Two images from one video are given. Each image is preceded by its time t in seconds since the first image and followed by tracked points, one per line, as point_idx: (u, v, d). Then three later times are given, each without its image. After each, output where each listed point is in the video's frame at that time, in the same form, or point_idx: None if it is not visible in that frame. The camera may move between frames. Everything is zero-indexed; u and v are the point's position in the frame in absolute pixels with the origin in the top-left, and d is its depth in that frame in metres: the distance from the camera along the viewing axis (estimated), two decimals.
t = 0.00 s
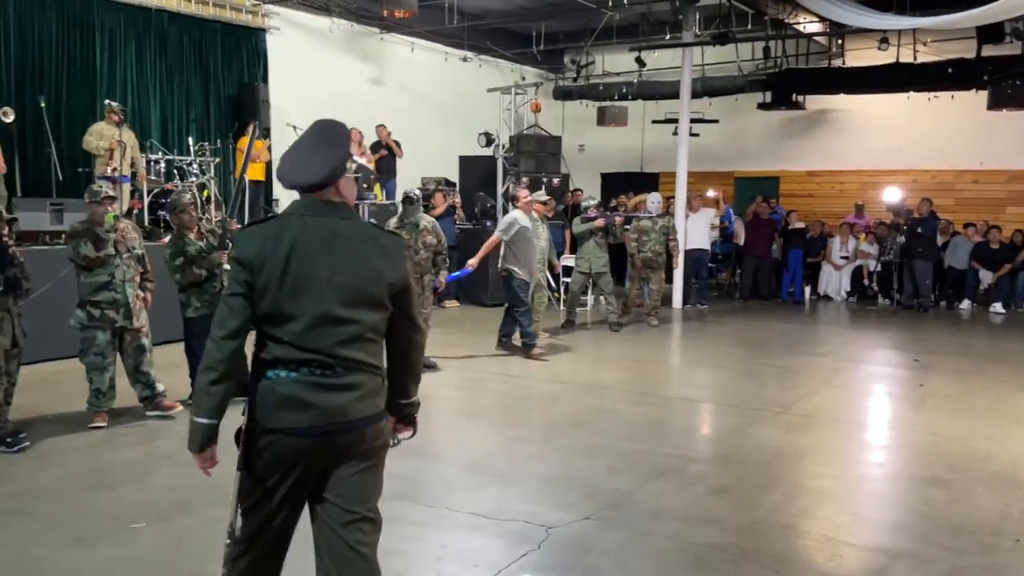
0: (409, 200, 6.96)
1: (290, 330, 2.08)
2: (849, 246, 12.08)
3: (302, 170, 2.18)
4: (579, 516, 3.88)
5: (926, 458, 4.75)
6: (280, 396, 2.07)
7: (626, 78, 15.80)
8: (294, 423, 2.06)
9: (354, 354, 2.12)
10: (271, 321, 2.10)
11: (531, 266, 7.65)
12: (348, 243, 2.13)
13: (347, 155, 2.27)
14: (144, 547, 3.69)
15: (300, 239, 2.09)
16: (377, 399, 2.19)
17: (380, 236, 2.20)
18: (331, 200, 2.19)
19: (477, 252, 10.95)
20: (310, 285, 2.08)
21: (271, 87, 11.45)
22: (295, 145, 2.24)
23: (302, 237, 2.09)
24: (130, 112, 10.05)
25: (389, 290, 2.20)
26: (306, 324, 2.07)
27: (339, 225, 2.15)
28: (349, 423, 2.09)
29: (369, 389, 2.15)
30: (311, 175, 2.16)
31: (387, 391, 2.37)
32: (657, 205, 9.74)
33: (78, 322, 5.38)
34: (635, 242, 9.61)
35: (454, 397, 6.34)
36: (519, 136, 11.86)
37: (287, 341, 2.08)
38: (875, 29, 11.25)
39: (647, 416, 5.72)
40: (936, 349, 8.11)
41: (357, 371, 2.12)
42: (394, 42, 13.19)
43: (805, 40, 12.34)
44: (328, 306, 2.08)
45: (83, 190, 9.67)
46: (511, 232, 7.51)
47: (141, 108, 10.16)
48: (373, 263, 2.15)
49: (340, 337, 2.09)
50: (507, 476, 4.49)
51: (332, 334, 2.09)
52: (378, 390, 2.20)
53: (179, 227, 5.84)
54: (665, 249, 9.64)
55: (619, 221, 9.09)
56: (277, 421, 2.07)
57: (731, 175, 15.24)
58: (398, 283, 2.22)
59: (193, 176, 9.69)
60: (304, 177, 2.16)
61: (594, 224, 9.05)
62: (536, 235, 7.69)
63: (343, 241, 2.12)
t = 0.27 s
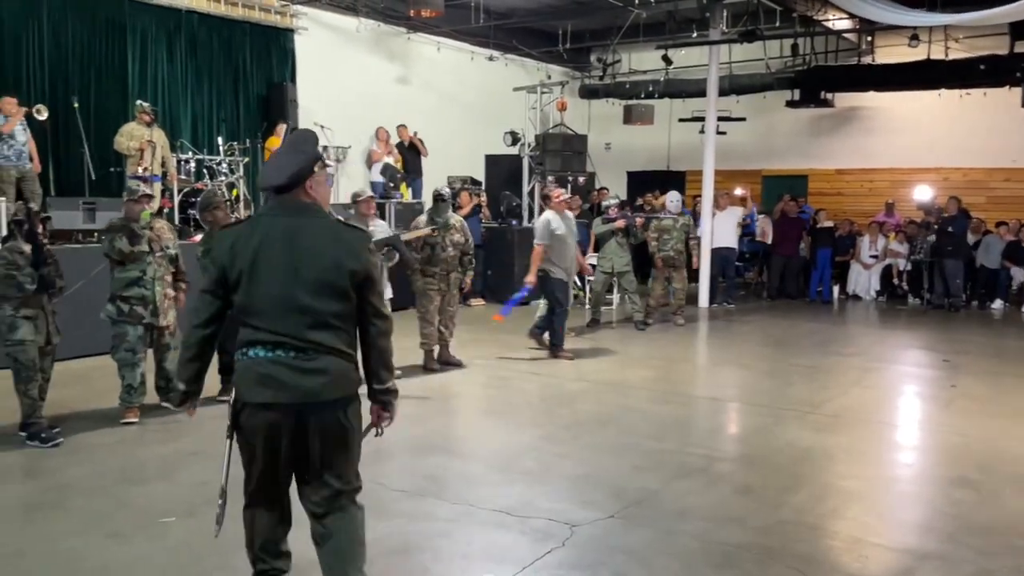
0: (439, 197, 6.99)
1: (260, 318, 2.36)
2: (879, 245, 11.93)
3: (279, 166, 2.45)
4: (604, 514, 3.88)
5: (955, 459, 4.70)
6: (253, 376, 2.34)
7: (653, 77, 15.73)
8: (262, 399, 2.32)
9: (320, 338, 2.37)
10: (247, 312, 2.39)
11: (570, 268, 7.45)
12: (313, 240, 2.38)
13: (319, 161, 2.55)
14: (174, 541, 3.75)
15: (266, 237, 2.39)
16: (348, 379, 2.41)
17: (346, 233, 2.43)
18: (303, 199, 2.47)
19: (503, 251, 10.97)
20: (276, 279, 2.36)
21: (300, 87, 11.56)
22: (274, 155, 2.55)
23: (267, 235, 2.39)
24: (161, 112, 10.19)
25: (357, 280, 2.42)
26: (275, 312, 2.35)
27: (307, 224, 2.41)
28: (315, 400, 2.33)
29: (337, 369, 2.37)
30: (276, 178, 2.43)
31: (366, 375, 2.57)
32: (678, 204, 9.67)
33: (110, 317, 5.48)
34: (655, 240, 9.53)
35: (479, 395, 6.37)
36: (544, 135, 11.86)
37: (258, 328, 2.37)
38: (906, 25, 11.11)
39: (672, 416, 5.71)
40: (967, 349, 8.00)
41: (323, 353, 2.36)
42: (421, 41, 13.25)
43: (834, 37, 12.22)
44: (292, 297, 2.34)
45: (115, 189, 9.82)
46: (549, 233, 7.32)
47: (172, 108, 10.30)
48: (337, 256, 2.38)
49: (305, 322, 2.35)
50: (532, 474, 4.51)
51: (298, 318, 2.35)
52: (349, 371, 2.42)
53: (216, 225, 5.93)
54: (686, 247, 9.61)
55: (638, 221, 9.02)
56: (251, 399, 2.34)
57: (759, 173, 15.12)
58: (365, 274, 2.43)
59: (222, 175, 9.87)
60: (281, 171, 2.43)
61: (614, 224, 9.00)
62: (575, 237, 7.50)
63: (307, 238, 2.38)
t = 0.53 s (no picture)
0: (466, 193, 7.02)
1: (260, 295, 2.66)
2: (907, 243, 11.78)
3: (288, 152, 2.74)
4: (626, 511, 3.88)
5: (982, 459, 4.65)
6: (254, 347, 2.65)
7: (677, 74, 15.65)
8: (264, 367, 2.63)
9: (314, 313, 2.66)
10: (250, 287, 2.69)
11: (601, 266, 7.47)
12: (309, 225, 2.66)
13: (320, 150, 2.81)
14: (202, 534, 3.80)
15: (266, 221, 2.67)
16: (338, 351, 2.70)
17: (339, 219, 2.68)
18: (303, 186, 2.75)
19: (526, 249, 10.97)
20: (274, 259, 2.64)
21: (325, 86, 11.64)
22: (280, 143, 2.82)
23: (267, 220, 2.67)
24: (189, 110, 10.32)
25: (348, 262, 2.68)
26: (273, 289, 2.64)
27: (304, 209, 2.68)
28: (307, 370, 2.64)
29: (328, 343, 2.66)
30: (278, 167, 2.71)
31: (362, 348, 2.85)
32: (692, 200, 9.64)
33: (147, 309, 5.56)
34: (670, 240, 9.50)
35: (503, 392, 6.38)
36: (568, 133, 11.85)
37: (259, 304, 2.66)
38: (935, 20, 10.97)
39: (695, 414, 5.69)
40: (996, 349, 7.88)
41: (315, 328, 2.65)
42: (446, 40, 13.28)
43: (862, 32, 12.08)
44: (288, 276, 2.63)
45: (144, 187, 9.95)
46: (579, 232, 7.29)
47: (199, 107, 10.42)
48: (330, 239, 2.65)
49: (300, 300, 2.64)
50: (554, 471, 4.52)
51: (293, 295, 2.64)
52: (340, 344, 2.70)
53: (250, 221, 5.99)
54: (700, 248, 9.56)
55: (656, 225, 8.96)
56: (251, 367, 2.65)
57: (784, 170, 15.00)
58: (355, 257, 2.68)
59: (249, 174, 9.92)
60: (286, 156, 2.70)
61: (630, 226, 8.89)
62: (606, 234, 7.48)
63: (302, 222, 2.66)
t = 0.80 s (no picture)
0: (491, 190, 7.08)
1: (272, 292, 2.86)
2: (931, 240, 11.65)
3: (312, 161, 2.95)
4: (646, 507, 3.88)
5: (1007, 458, 4.59)
6: (264, 339, 2.84)
7: (699, 71, 15.57)
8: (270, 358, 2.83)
9: (320, 310, 2.86)
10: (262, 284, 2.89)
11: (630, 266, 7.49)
12: (319, 228, 2.86)
13: (336, 161, 3.02)
14: (225, 526, 3.85)
15: (278, 222, 2.88)
16: (340, 347, 2.90)
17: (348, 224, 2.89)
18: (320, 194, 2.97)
19: (547, 246, 10.97)
20: (286, 258, 2.84)
21: (348, 84, 11.71)
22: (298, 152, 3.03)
23: (279, 221, 2.88)
24: (213, 108, 10.42)
25: (355, 266, 2.88)
26: (282, 286, 2.84)
27: (315, 214, 2.88)
28: (311, 363, 2.83)
29: (333, 339, 2.86)
30: (296, 174, 2.92)
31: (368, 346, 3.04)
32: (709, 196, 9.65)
33: (175, 304, 5.66)
34: (688, 237, 9.59)
35: (523, 388, 6.40)
36: (590, 130, 11.84)
37: (270, 299, 2.86)
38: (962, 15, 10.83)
39: (716, 411, 5.67)
40: None
41: (322, 324, 2.85)
42: (468, 37, 13.30)
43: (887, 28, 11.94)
44: (299, 274, 2.83)
45: (169, 185, 10.06)
46: (608, 232, 7.31)
47: (223, 106, 10.52)
48: (338, 244, 2.85)
49: (308, 297, 2.84)
50: (574, 467, 4.53)
51: (301, 292, 2.83)
52: (342, 341, 2.90)
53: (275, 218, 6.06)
54: (717, 246, 9.64)
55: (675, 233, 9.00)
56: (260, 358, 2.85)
57: (808, 167, 14.87)
58: (363, 261, 2.88)
59: (272, 171, 9.99)
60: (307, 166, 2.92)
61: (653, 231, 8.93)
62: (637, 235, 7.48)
63: (313, 225, 2.86)
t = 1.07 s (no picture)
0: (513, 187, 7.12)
1: (294, 271, 3.49)
2: (957, 238, 11.54)
3: (327, 150, 3.54)
4: (666, 503, 3.89)
5: None
6: (287, 311, 3.49)
7: (722, 68, 15.50)
8: (294, 327, 3.47)
9: (335, 286, 3.49)
10: (288, 263, 3.51)
11: (657, 260, 7.43)
12: (334, 215, 3.47)
13: (347, 154, 3.61)
14: (249, 518, 3.91)
15: (298, 211, 3.49)
16: (356, 316, 3.53)
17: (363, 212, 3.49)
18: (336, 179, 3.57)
19: (568, 243, 10.96)
20: (309, 242, 3.47)
21: (370, 82, 11.78)
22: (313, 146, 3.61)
23: (299, 209, 3.49)
24: (236, 107, 10.52)
25: (368, 245, 3.51)
26: (306, 266, 3.47)
27: (334, 203, 3.50)
28: (328, 330, 3.47)
29: (344, 310, 3.49)
30: (314, 166, 3.51)
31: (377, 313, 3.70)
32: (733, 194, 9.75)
33: (197, 297, 5.78)
34: (710, 231, 9.68)
35: (544, 385, 6.41)
36: (611, 127, 11.84)
37: (292, 277, 3.49)
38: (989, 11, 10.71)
39: (736, 408, 5.66)
40: None
41: (336, 298, 3.48)
42: (489, 35, 13.33)
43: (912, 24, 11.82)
44: (319, 256, 3.46)
45: (194, 183, 10.17)
46: (634, 226, 7.33)
47: (247, 104, 10.63)
48: (352, 227, 3.48)
49: (326, 275, 3.47)
50: (594, 463, 4.54)
51: (322, 271, 3.46)
52: (358, 310, 3.55)
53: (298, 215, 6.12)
54: (739, 239, 9.82)
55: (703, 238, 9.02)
56: (287, 326, 3.50)
57: (831, 165, 14.74)
58: (372, 241, 3.51)
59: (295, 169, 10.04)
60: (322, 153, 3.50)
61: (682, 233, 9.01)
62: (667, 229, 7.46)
63: (332, 213, 3.47)
